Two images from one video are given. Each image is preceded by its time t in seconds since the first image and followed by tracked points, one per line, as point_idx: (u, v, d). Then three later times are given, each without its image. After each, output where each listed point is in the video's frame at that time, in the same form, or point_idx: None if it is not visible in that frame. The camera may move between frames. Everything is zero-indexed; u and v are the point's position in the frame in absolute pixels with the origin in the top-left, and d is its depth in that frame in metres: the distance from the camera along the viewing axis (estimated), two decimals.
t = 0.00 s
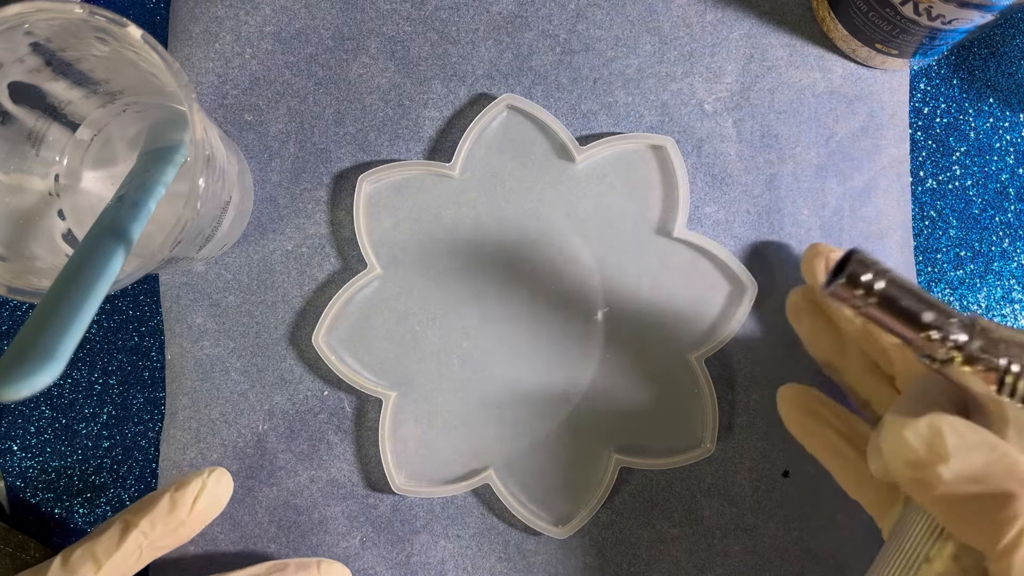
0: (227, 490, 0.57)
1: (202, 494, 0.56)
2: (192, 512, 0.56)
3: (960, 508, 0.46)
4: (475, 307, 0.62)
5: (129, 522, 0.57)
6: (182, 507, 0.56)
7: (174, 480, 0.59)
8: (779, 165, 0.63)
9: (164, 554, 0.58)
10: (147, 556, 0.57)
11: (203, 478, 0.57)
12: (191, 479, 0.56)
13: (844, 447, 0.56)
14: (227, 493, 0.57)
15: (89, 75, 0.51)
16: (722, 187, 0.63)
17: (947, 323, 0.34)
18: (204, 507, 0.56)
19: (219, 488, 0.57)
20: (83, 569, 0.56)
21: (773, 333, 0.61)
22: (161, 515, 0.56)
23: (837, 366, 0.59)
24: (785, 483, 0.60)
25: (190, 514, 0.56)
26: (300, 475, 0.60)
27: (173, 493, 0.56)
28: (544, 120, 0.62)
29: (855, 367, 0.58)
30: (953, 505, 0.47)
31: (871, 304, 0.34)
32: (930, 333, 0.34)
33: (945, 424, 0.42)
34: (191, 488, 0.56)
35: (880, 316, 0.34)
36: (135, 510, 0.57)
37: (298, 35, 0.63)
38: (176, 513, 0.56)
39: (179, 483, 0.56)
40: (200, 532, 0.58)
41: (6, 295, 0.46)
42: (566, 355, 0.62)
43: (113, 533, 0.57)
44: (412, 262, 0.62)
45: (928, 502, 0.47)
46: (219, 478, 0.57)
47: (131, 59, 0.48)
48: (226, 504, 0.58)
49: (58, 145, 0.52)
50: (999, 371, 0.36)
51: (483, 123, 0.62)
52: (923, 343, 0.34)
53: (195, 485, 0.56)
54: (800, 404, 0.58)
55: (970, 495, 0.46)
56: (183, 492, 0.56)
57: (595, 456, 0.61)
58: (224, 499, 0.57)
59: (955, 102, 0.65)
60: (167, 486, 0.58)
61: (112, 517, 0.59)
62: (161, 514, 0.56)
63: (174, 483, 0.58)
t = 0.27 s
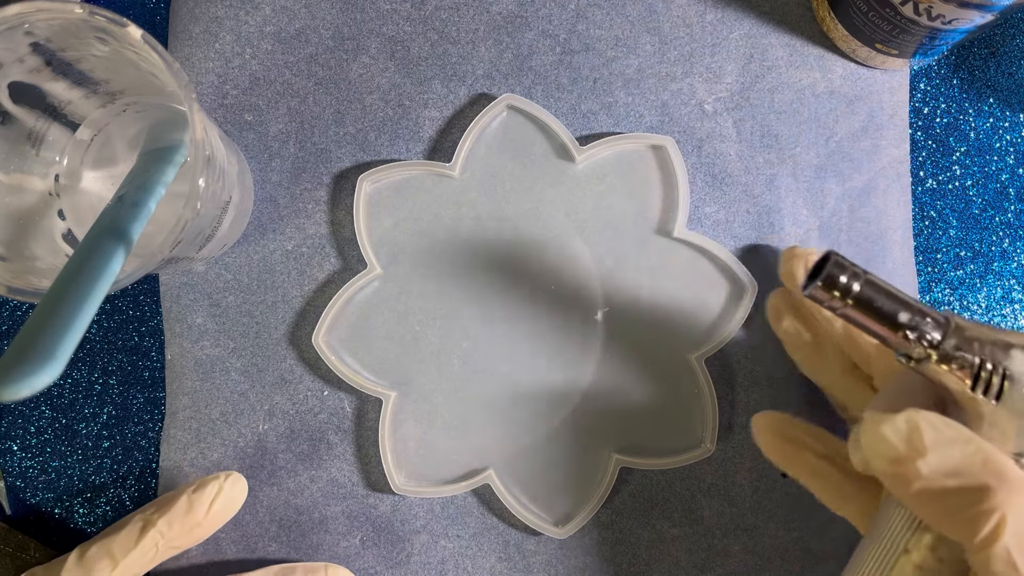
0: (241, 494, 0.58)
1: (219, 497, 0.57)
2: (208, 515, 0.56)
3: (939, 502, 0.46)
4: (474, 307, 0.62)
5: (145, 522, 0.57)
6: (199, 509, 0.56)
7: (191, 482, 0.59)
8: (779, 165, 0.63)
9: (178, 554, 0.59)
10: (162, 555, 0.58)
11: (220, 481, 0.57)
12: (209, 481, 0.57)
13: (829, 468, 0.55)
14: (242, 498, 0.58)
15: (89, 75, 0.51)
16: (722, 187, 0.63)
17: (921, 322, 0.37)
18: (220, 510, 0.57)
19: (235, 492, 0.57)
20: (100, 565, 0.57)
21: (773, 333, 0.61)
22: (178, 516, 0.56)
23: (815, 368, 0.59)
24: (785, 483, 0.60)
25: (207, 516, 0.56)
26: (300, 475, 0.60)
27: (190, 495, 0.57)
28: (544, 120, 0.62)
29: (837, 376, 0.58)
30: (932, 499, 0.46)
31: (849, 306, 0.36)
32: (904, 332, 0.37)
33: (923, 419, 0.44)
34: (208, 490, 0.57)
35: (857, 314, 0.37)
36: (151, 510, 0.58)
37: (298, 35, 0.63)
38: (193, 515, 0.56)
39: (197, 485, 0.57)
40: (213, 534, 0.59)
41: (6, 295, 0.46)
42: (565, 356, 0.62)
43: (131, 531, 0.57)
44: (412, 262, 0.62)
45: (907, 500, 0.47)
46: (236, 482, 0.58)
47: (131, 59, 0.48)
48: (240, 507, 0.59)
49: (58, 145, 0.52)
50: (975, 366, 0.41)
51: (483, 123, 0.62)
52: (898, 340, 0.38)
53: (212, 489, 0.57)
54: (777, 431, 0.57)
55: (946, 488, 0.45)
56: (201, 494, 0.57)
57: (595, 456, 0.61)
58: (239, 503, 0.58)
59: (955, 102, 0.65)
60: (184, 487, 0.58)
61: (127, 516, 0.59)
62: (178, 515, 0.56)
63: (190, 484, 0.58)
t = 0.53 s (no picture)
0: (242, 496, 0.58)
1: (219, 500, 0.57)
2: (209, 518, 0.56)
3: (929, 501, 0.44)
4: (475, 307, 0.61)
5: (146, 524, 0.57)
6: (199, 512, 0.56)
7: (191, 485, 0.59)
8: (779, 165, 0.63)
9: (178, 557, 0.59)
10: (162, 558, 0.58)
11: (221, 484, 0.57)
12: (209, 485, 0.57)
13: (820, 470, 0.55)
14: (243, 501, 0.58)
15: (89, 75, 0.51)
16: (722, 187, 0.63)
17: (924, 315, 0.37)
18: (221, 513, 0.57)
19: (236, 495, 0.57)
20: (100, 568, 0.57)
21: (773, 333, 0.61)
22: (178, 520, 0.56)
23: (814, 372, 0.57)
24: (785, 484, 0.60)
25: (207, 520, 0.57)
26: (300, 475, 0.60)
27: (191, 498, 0.57)
28: (544, 120, 0.62)
29: (833, 375, 0.56)
30: (923, 498, 0.44)
31: (853, 295, 0.36)
32: (908, 324, 0.37)
33: (917, 414, 0.43)
34: (209, 493, 0.57)
35: (859, 304, 0.37)
36: (151, 512, 0.58)
37: (298, 35, 0.63)
38: (193, 519, 0.56)
39: (197, 489, 0.57)
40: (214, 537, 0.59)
41: (6, 295, 0.46)
42: (565, 356, 0.62)
43: (131, 534, 0.57)
44: (412, 262, 0.62)
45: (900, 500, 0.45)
46: (236, 486, 0.58)
47: (131, 59, 0.48)
48: (241, 510, 0.59)
49: (58, 145, 0.52)
50: (978, 361, 0.40)
51: (483, 123, 0.62)
52: (901, 332, 0.38)
53: (213, 491, 0.57)
54: (764, 436, 0.56)
55: (940, 488, 0.44)
56: (201, 497, 0.57)
57: (596, 457, 0.61)
58: (240, 506, 0.58)
59: (955, 102, 0.65)
60: (184, 490, 0.58)
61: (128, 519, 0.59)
62: (178, 519, 0.56)
63: (190, 487, 0.58)
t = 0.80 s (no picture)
0: (243, 500, 0.58)
1: (220, 504, 0.57)
2: (210, 522, 0.56)
3: (888, 489, 0.46)
4: (475, 307, 0.62)
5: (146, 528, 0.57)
6: (201, 516, 0.56)
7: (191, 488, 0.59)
8: (779, 165, 0.63)
9: (178, 560, 0.59)
10: (162, 561, 0.58)
11: (222, 488, 0.57)
12: (210, 489, 0.57)
13: (798, 473, 0.55)
14: (244, 504, 0.58)
15: (89, 75, 0.51)
16: (722, 187, 0.63)
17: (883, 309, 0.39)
18: (221, 517, 0.57)
19: (237, 498, 0.58)
20: (100, 570, 0.56)
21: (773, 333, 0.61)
22: (180, 524, 0.56)
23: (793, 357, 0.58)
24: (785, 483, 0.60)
25: (209, 524, 0.57)
26: (300, 475, 0.60)
27: (192, 502, 0.57)
28: (544, 120, 0.62)
29: (811, 357, 0.57)
30: (881, 486, 0.46)
31: (814, 287, 0.39)
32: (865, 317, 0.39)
33: (872, 406, 0.45)
34: (210, 497, 0.57)
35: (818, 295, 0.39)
36: (151, 516, 0.58)
37: (298, 35, 0.63)
38: (195, 522, 0.56)
39: (198, 492, 0.57)
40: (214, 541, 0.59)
41: (6, 295, 0.46)
42: (566, 356, 0.62)
43: (131, 537, 0.57)
44: (412, 262, 0.62)
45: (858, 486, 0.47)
46: (237, 489, 0.58)
47: (131, 59, 0.48)
48: (241, 514, 0.59)
49: (58, 145, 0.52)
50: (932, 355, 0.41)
51: (483, 123, 0.62)
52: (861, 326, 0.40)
53: (214, 495, 0.57)
54: (743, 443, 0.55)
55: (895, 476, 0.46)
56: (202, 501, 0.56)
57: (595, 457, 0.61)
58: (241, 509, 0.58)
59: (955, 102, 0.65)
60: (184, 493, 0.58)
61: (127, 522, 0.59)
62: (179, 522, 0.56)
63: (191, 490, 0.58)
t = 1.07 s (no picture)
0: (232, 501, 0.58)
1: (209, 504, 0.57)
2: (198, 522, 0.56)
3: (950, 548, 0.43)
4: (475, 307, 0.61)
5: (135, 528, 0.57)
6: (189, 516, 0.56)
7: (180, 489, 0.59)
8: (779, 165, 0.63)
9: (168, 561, 0.59)
10: (151, 563, 0.58)
11: (211, 488, 0.57)
12: (199, 489, 0.57)
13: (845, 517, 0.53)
14: (233, 505, 0.58)
15: (89, 75, 0.51)
16: (722, 187, 0.63)
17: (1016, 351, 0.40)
18: (210, 518, 0.57)
19: (226, 499, 0.57)
20: (89, 572, 0.56)
21: (774, 333, 0.61)
22: (167, 524, 0.56)
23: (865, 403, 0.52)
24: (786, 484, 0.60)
25: (197, 525, 0.56)
26: (300, 475, 0.60)
27: (180, 502, 0.56)
28: (544, 120, 0.62)
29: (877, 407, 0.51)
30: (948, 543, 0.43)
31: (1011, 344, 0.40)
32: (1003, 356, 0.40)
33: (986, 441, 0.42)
34: (198, 498, 0.56)
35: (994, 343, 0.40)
36: (141, 516, 0.58)
37: (298, 35, 0.63)
38: (183, 522, 0.56)
39: (187, 493, 0.57)
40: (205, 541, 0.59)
41: (6, 295, 0.46)
42: (565, 356, 0.62)
43: (119, 539, 0.57)
44: (412, 262, 0.62)
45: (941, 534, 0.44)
46: (227, 489, 0.57)
47: (131, 59, 0.48)
48: (231, 514, 0.59)
49: (58, 145, 0.52)
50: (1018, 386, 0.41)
51: (483, 123, 0.62)
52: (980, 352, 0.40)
53: (202, 496, 0.57)
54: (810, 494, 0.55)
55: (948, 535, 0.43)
56: (190, 501, 0.56)
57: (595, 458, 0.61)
58: (230, 510, 0.58)
59: (955, 102, 0.65)
60: (174, 494, 0.58)
61: (116, 523, 0.59)
62: (168, 523, 0.56)
63: (180, 491, 0.58)
